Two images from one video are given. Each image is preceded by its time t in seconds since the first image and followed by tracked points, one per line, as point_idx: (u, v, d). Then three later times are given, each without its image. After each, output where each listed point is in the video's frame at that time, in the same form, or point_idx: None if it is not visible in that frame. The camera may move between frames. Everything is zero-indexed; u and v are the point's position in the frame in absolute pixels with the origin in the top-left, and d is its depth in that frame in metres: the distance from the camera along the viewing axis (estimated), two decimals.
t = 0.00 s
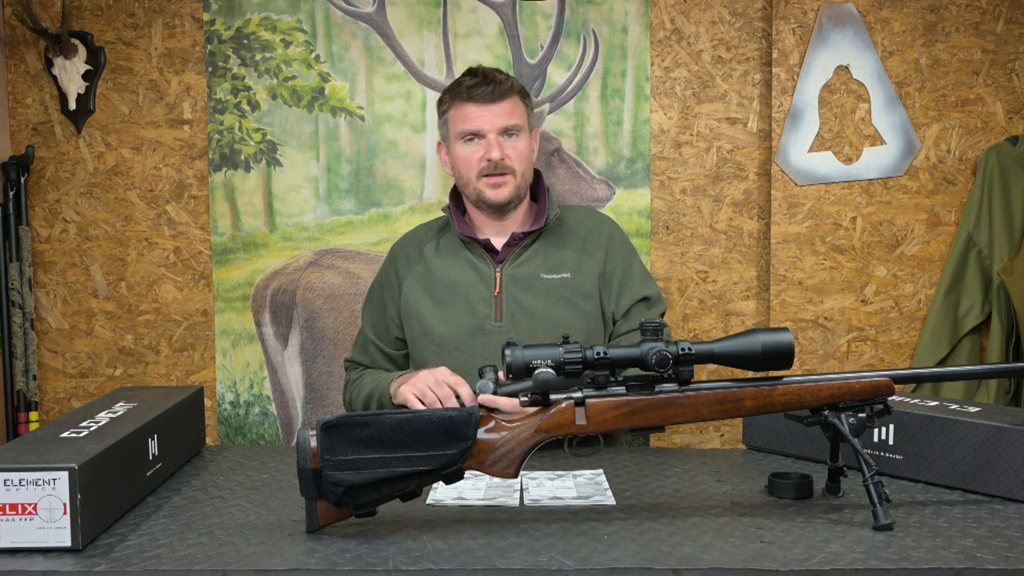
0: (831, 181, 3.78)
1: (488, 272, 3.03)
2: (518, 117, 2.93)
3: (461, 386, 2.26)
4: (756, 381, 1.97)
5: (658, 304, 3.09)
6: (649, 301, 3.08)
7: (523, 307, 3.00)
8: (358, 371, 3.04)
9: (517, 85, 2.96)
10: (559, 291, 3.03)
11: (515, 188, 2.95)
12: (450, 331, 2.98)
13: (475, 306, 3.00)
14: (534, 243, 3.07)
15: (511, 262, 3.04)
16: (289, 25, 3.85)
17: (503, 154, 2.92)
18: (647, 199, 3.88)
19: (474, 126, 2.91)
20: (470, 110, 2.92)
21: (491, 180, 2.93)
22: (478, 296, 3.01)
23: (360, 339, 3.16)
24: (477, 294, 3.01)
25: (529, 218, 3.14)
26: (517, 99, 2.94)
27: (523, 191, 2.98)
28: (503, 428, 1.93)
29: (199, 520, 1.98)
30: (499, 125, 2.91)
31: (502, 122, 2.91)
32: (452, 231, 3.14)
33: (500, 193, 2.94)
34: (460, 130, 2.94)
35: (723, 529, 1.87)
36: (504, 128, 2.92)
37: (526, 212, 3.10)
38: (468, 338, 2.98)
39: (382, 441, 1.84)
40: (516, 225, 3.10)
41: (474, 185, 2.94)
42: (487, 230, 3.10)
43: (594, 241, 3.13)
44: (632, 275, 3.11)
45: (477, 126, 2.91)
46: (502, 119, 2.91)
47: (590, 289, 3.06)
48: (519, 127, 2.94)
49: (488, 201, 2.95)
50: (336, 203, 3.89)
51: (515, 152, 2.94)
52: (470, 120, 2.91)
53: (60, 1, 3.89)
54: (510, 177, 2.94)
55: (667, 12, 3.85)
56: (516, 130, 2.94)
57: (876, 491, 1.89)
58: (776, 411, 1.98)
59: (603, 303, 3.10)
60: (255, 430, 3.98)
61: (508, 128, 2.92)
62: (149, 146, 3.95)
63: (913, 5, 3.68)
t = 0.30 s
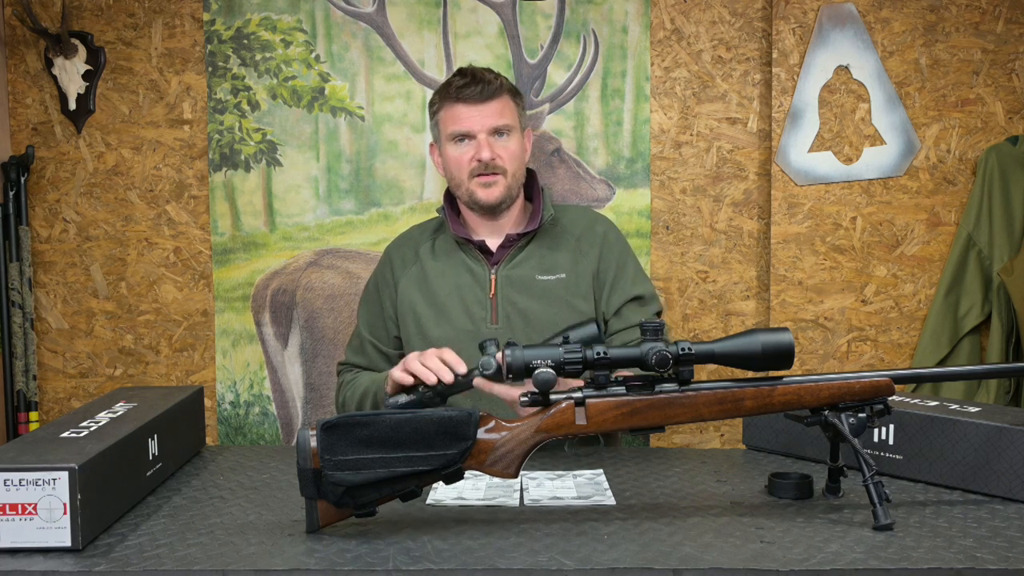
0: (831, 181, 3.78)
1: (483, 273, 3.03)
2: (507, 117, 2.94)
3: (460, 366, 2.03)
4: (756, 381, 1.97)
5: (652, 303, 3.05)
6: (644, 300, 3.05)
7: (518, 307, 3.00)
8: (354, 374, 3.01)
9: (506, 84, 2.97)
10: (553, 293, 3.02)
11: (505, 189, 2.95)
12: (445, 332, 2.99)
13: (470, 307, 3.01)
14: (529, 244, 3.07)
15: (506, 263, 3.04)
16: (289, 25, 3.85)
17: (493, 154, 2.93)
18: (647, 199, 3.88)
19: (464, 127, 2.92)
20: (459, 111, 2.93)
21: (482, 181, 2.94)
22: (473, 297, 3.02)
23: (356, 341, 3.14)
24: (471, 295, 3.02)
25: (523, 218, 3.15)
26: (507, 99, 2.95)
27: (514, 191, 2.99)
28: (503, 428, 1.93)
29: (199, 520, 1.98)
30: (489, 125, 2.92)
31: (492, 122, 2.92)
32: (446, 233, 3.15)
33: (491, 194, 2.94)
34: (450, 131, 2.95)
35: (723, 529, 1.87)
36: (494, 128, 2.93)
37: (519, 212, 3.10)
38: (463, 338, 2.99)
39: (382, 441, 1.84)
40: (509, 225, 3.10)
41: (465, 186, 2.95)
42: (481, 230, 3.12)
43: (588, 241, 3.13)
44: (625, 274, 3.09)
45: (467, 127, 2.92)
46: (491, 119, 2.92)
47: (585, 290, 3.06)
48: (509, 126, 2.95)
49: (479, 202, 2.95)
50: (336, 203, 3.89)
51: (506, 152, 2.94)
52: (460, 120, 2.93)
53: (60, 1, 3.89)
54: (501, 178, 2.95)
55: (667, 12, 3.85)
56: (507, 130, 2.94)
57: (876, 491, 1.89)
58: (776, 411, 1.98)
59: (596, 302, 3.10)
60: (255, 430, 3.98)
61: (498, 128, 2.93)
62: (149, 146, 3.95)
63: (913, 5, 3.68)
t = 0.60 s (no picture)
0: (831, 181, 3.78)
1: (480, 273, 3.03)
2: (505, 119, 2.94)
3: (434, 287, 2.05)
4: (756, 381, 1.97)
5: (645, 294, 3.05)
6: (636, 292, 3.05)
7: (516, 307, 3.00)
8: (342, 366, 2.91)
9: (504, 86, 2.97)
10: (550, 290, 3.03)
11: (503, 191, 2.96)
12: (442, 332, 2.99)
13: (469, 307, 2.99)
14: (526, 243, 3.08)
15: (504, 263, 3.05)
16: (289, 25, 3.85)
17: (490, 157, 2.93)
18: (647, 199, 3.88)
19: (462, 129, 2.92)
20: (456, 113, 2.93)
21: (479, 184, 2.95)
22: (472, 297, 3.00)
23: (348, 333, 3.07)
24: (470, 297, 3.01)
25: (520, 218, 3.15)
26: (505, 101, 2.96)
27: (512, 193, 3.00)
28: (503, 428, 1.93)
29: (199, 520, 1.98)
30: (486, 127, 2.92)
31: (489, 125, 2.92)
32: (445, 232, 3.16)
33: (488, 197, 2.95)
34: (448, 133, 2.95)
35: (723, 529, 1.87)
36: (491, 130, 2.93)
37: (517, 213, 3.11)
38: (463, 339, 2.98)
39: (382, 441, 1.84)
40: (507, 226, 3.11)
41: (463, 189, 2.96)
42: (480, 231, 3.11)
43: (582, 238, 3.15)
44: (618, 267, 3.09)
45: (465, 129, 2.92)
46: (489, 121, 2.92)
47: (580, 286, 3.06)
48: (507, 129, 2.95)
49: (477, 204, 2.96)
50: (336, 203, 3.89)
51: (503, 154, 2.95)
52: (458, 123, 2.93)
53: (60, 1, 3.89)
54: (499, 181, 2.96)
55: (667, 12, 3.85)
56: (504, 132, 2.95)
57: (876, 491, 1.89)
58: (776, 411, 1.98)
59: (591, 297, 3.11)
60: (256, 430, 3.98)
61: (495, 131, 2.93)
62: (148, 146, 3.95)
63: (913, 5, 3.68)
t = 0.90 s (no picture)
0: (831, 181, 3.78)
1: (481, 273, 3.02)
2: (498, 115, 2.94)
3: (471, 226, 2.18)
4: (756, 381, 1.97)
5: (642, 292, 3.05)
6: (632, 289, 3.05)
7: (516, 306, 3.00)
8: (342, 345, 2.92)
9: (495, 82, 2.97)
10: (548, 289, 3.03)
11: (499, 187, 2.96)
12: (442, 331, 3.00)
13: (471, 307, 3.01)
14: (524, 242, 3.08)
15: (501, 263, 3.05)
16: (289, 25, 3.85)
17: (485, 153, 2.93)
18: (647, 199, 3.88)
19: (456, 127, 2.92)
20: (450, 111, 2.93)
21: (475, 181, 2.95)
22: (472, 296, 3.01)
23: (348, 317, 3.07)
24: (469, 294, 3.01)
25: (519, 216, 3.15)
26: (497, 97, 2.95)
27: (508, 189, 2.99)
28: (503, 428, 1.93)
29: (199, 520, 1.98)
30: (480, 124, 2.92)
31: (483, 121, 2.92)
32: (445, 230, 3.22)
33: (484, 194, 2.96)
34: (442, 132, 2.95)
35: (723, 529, 1.87)
36: (485, 127, 2.92)
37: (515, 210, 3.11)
38: (462, 338, 2.99)
39: (382, 441, 1.84)
40: (505, 224, 3.10)
41: (460, 186, 2.97)
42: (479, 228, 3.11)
43: (581, 236, 3.15)
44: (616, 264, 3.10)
45: (458, 127, 2.92)
46: (482, 118, 2.92)
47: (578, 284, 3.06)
48: (500, 125, 2.95)
49: (474, 201, 2.97)
50: (336, 203, 3.89)
51: (497, 151, 2.95)
52: (451, 121, 2.93)
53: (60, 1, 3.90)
54: (493, 177, 2.96)
55: (667, 12, 3.85)
56: (498, 129, 2.95)
57: (876, 491, 1.89)
58: (776, 411, 1.98)
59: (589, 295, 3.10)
60: (255, 430, 3.98)
61: (489, 127, 2.93)
62: (148, 146, 3.95)
63: (913, 5, 3.68)
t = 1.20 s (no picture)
0: (831, 181, 3.78)
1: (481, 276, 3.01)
2: (491, 117, 2.94)
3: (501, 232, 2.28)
4: (756, 381, 1.97)
5: (643, 292, 3.05)
6: (634, 290, 3.05)
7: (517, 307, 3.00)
8: (350, 328, 2.91)
9: (485, 84, 2.98)
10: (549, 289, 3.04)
11: (500, 188, 2.94)
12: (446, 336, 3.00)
13: (471, 308, 3.01)
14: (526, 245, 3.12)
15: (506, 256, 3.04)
16: (289, 25, 3.85)
17: (482, 156, 2.91)
18: (647, 199, 3.88)
19: (450, 134, 2.93)
20: (443, 119, 2.94)
21: (476, 185, 2.93)
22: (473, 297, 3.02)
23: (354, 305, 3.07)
24: (471, 297, 3.02)
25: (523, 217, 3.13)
26: (488, 99, 2.96)
27: (509, 190, 2.97)
28: (503, 428, 1.93)
29: (199, 520, 1.98)
30: (474, 127, 2.92)
31: (476, 125, 2.92)
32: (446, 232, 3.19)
33: (486, 197, 2.93)
34: (437, 140, 2.96)
35: (723, 529, 1.87)
36: (479, 130, 2.92)
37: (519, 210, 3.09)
38: (464, 341, 3.00)
39: (382, 441, 1.84)
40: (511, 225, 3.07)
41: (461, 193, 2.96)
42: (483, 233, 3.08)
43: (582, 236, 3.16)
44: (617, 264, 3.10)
45: (452, 133, 2.93)
46: (475, 121, 2.92)
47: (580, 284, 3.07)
48: (494, 126, 2.94)
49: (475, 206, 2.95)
50: (336, 203, 3.89)
51: (494, 152, 2.93)
52: (445, 128, 2.94)
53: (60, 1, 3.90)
54: (493, 179, 2.93)
55: (667, 12, 3.85)
56: (493, 130, 2.94)
57: (876, 491, 1.89)
58: (776, 411, 1.98)
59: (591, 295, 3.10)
60: (255, 430, 3.98)
61: (484, 130, 2.92)
62: (149, 146, 3.95)
63: (913, 5, 3.68)
